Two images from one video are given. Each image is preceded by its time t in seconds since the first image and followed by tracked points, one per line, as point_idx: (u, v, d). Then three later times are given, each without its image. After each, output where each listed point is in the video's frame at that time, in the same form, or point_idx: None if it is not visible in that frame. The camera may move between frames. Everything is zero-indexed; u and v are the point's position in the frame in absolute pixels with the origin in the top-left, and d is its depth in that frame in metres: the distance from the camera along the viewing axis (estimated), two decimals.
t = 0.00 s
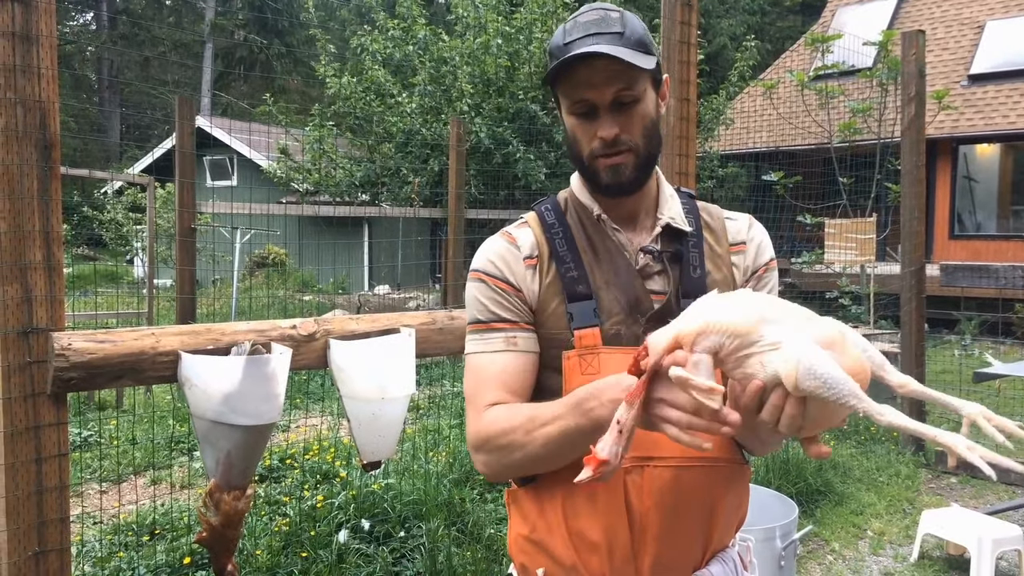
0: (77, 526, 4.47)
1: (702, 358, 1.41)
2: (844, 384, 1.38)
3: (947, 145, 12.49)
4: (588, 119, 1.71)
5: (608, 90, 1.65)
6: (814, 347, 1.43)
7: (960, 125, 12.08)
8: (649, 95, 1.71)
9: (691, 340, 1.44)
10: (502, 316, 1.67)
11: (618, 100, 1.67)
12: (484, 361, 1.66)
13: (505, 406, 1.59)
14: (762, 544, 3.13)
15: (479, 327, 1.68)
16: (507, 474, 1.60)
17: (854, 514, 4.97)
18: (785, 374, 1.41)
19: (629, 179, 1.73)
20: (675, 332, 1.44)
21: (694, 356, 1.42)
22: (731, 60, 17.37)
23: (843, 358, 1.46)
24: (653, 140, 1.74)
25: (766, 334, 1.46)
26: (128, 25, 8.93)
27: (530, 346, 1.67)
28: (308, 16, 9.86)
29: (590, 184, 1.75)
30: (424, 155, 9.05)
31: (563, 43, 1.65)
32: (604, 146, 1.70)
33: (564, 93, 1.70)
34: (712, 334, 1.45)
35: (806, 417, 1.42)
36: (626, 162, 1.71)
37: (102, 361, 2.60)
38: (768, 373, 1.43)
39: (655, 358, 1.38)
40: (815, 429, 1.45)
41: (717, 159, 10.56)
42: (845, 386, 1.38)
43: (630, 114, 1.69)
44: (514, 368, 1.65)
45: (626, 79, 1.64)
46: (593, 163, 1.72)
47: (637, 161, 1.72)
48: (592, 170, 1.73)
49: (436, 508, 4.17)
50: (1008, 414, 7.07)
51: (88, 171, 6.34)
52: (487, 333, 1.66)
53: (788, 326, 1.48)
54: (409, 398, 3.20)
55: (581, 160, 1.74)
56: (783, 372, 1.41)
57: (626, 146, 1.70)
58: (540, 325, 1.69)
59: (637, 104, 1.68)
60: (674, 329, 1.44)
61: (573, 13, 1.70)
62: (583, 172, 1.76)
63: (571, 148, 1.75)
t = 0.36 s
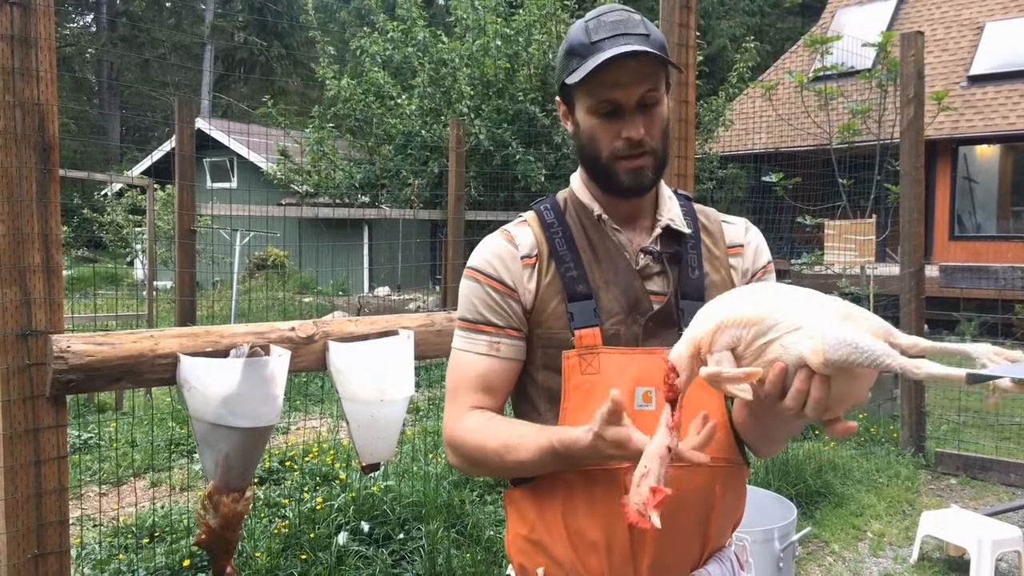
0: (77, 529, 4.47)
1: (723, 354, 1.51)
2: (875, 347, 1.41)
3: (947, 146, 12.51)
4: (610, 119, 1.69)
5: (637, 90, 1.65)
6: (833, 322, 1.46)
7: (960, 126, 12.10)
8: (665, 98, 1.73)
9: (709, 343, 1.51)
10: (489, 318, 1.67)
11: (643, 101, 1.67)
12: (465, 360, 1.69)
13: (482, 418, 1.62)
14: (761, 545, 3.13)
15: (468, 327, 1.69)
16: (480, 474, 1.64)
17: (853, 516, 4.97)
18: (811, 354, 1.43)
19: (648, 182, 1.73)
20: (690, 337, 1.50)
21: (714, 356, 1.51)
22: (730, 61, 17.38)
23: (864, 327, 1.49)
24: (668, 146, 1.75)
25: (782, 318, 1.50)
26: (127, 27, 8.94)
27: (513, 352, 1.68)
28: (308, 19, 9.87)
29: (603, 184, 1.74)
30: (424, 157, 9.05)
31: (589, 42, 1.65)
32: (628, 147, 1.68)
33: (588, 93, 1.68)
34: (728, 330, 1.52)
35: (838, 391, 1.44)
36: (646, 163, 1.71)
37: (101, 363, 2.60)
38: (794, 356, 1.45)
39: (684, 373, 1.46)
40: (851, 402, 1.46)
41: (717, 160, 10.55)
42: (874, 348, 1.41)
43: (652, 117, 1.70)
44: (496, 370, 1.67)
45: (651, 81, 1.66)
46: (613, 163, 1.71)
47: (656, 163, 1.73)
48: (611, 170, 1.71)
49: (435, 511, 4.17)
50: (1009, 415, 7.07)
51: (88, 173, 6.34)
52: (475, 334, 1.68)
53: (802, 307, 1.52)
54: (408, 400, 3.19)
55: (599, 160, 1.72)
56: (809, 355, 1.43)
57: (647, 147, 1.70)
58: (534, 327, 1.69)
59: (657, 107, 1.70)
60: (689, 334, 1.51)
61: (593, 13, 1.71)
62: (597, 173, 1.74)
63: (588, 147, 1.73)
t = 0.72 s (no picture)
0: (75, 529, 4.47)
1: (703, 363, 1.51)
2: (849, 358, 1.44)
3: (946, 147, 12.58)
4: (605, 115, 1.71)
5: (632, 86, 1.67)
6: (809, 331, 1.49)
7: (959, 128, 12.12)
8: (662, 97, 1.74)
9: (689, 352, 1.51)
10: (489, 321, 1.68)
11: (639, 99, 1.69)
12: (465, 363, 1.69)
13: (475, 417, 1.64)
14: (759, 545, 3.14)
15: (469, 330, 1.70)
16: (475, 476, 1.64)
17: (852, 516, 4.97)
18: (787, 364, 1.45)
19: (643, 181, 1.74)
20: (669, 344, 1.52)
21: (694, 363, 1.51)
22: (730, 62, 17.39)
23: (839, 335, 1.52)
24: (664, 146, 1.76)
25: (759, 327, 1.51)
26: (127, 28, 8.94)
27: (513, 353, 1.69)
28: (307, 20, 9.87)
29: (599, 182, 1.75)
30: (423, 158, 9.05)
31: (587, 37, 1.66)
32: (621, 143, 1.70)
33: (584, 88, 1.70)
34: (707, 339, 1.52)
35: (814, 400, 1.46)
36: (640, 161, 1.72)
37: (99, 364, 2.61)
38: (771, 366, 1.47)
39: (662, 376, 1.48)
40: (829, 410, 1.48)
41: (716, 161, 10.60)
42: (848, 358, 1.44)
43: (647, 115, 1.71)
44: (497, 370, 1.68)
45: (647, 78, 1.68)
46: (606, 160, 1.72)
47: (651, 161, 1.73)
48: (605, 167, 1.72)
49: (434, 511, 4.17)
50: (1007, 416, 7.07)
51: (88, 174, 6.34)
52: (476, 336, 1.69)
53: (778, 317, 1.53)
54: (406, 401, 3.20)
55: (594, 157, 1.73)
56: (786, 364, 1.45)
57: (641, 144, 1.71)
58: (533, 328, 1.70)
59: (653, 105, 1.71)
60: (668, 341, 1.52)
61: (594, 11, 1.72)
62: (592, 170, 1.75)
63: (584, 144, 1.74)
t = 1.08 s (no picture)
0: (76, 532, 4.47)
1: (730, 398, 1.49)
2: (890, 369, 1.47)
3: (945, 146, 12.58)
4: (593, 117, 1.72)
5: (616, 87, 1.67)
6: (837, 344, 1.50)
7: (958, 127, 12.12)
8: (655, 98, 1.73)
9: (712, 385, 1.49)
10: (486, 319, 1.68)
11: (625, 99, 1.69)
12: (462, 362, 1.68)
13: (454, 403, 1.64)
14: (760, 545, 3.14)
15: (469, 329, 1.69)
16: (459, 467, 1.63)
17: (853, 516, 4.97)
18: (823, 382, 1.47)
19: (631, 181, 1.73)
20: (691, 371, 1.48)
21: (721, 398, 1.49)
22: (729, 62, 17.39)
23: (858, 339, 1.55)
24: (657, 144, 1.74)
25: (785, 347, 1.51)
26: (126, 30, 8.93)
27: (510, 352, 1.69)
28: (306, 20, 9.87)
29: (592, 184, 1.75)
30: (422, 159, 9.05)
31: (574, 40, 1.67)
32: (609, 144, 1.70)
33: (571, 92, 1.71)
34: (731, 369, 1.51)
35: (850, 408, 1.50)
36: (629, 162, 1.72)
37: (99, 366, 2.61)
38: (805, 384, 1.49)
39: (672, 395, 1.47)
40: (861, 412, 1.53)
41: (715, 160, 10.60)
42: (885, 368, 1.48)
43: (636, 114, 1.70)
44: (494, 370, 1.68)
45: (634, 79, 1.67)
46: (596, 161, 1.72)
47: (641, 162, 1.72)
48: (596, 168, 1.72)
49: (434, 512, 4.17)
50: (1007, 415, 7.07)
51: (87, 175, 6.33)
52: (473, 335, 1.68)
53: (799, 331, 1.54)
54: (407, 402, 3.20)
55: (583, 159, 1.74)
56: (822, 383, 1.47)
57: (630, 145, 1.70)
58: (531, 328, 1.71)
59: (642, 106, 1.71)
60: (687, 368, 1.49)
61: (583, 15, 1.73)
62: (584, 172, 1.76)
63: (574, 146, 1.75)
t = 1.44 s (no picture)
0: (76, 533, 4.47)
1: (713, 369, 1.50)
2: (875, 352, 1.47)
3: (946, 147, 12.56)
4: (597, 118, 1.72)
5: (621, 90, 1.67)
6: (826, 324, 1.50)
7: (959, 128, 12.12)
8: (659, 100, 1.73)
9: (695, 356, 1.51)
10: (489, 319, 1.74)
11: (629, 102, 1.69)
12: (464, 360, 1.75)
13: (455, 400, 1.70)
14: (761, 547, 3.13)
15: (471, 328, 1.75)
16: (461, 459, 1.69)
17: (854, 518, 4.97)
18: (808, 359, 1.47)
19: (634, 182, 1.73)
20: (674, 344, 1.51)
21: (704, 369, 1.51)
22: (729, 64, 17.39)
23: (848, 319, 1.54)
24: (660, 146, 1.75)
25: (772, 323, 1.52)
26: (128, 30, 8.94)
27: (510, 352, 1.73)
28: (308, 22, 9.87)
29: (595, 185, 1.75)
30: (423, 160, 9.06)
31: (579, 41, 1.67)
32: (613, 146, 1.70)
33: (575, 92, 1.72)
34: (716, 342, 1.52)
35: (834, 386, 1.50)
36: (631, 164, 1.72)
37: (101, 367, 2.61)
38: (791, 360, 1.49)
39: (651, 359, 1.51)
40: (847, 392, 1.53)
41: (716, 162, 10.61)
42: (873, 350, 1.48)
43: (640, 117, 1.71)
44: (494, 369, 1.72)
45: (638, 82, 1.67)
46: (599, 162, 1.72)
47: (644, 164, 1.73)
48: (599, 169, 1.72)
49: (435, 513, 4.17)
50: (1008, 417, 7.06)
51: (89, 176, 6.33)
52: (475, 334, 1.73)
53: (787, 308, 1.54)
54: (408, 403, 3.20)
55: (586, 160, 1.74)
56: (807, 361, 1.47)
57: (633, 147, 1.71)
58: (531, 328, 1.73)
59: (647, 108, 1.71)
60: (672, 339, 1.51)
61: (588, 16, 1.73)
62: (587, 173, 1.76)
63: (578, 147, 1.75)
